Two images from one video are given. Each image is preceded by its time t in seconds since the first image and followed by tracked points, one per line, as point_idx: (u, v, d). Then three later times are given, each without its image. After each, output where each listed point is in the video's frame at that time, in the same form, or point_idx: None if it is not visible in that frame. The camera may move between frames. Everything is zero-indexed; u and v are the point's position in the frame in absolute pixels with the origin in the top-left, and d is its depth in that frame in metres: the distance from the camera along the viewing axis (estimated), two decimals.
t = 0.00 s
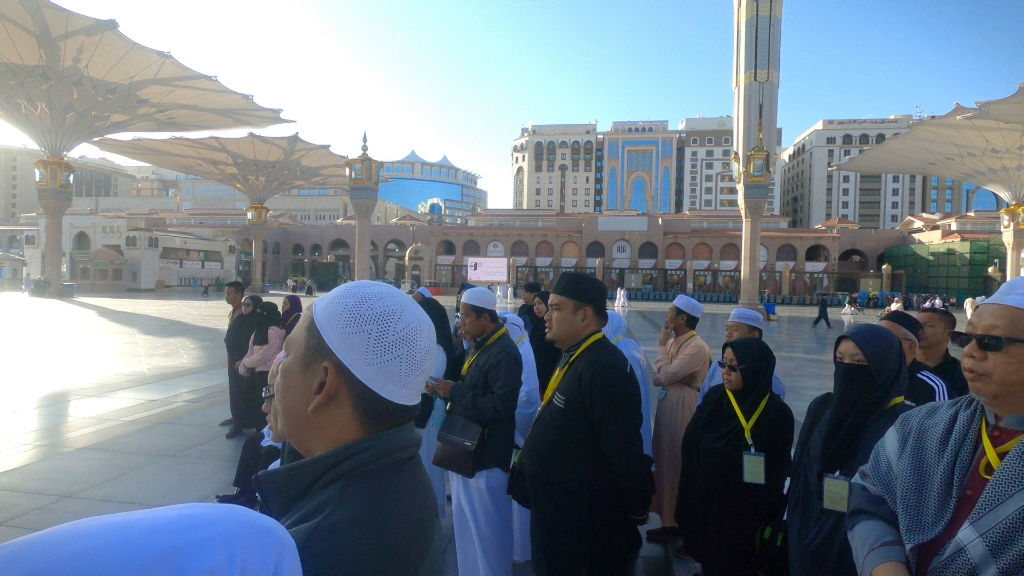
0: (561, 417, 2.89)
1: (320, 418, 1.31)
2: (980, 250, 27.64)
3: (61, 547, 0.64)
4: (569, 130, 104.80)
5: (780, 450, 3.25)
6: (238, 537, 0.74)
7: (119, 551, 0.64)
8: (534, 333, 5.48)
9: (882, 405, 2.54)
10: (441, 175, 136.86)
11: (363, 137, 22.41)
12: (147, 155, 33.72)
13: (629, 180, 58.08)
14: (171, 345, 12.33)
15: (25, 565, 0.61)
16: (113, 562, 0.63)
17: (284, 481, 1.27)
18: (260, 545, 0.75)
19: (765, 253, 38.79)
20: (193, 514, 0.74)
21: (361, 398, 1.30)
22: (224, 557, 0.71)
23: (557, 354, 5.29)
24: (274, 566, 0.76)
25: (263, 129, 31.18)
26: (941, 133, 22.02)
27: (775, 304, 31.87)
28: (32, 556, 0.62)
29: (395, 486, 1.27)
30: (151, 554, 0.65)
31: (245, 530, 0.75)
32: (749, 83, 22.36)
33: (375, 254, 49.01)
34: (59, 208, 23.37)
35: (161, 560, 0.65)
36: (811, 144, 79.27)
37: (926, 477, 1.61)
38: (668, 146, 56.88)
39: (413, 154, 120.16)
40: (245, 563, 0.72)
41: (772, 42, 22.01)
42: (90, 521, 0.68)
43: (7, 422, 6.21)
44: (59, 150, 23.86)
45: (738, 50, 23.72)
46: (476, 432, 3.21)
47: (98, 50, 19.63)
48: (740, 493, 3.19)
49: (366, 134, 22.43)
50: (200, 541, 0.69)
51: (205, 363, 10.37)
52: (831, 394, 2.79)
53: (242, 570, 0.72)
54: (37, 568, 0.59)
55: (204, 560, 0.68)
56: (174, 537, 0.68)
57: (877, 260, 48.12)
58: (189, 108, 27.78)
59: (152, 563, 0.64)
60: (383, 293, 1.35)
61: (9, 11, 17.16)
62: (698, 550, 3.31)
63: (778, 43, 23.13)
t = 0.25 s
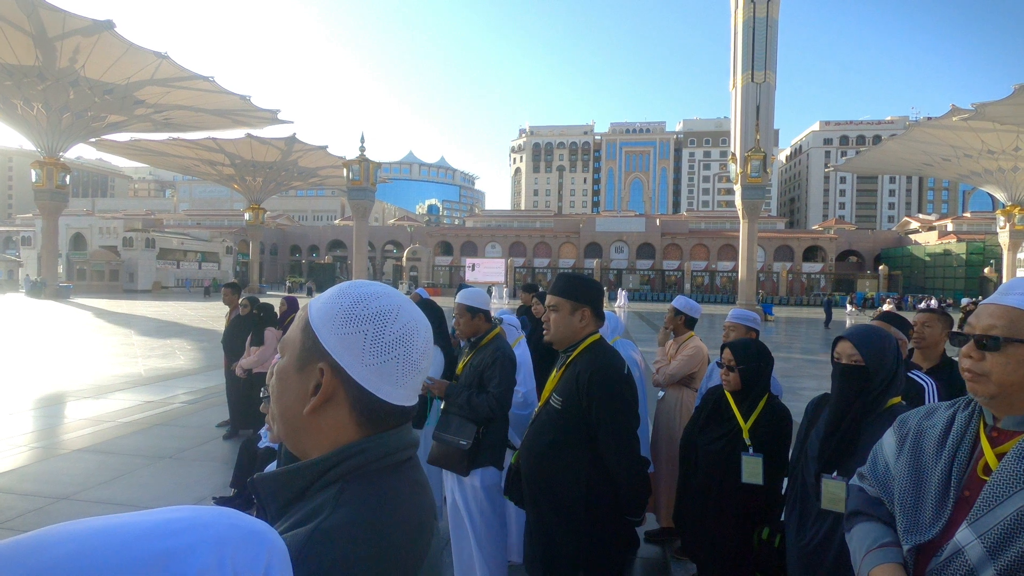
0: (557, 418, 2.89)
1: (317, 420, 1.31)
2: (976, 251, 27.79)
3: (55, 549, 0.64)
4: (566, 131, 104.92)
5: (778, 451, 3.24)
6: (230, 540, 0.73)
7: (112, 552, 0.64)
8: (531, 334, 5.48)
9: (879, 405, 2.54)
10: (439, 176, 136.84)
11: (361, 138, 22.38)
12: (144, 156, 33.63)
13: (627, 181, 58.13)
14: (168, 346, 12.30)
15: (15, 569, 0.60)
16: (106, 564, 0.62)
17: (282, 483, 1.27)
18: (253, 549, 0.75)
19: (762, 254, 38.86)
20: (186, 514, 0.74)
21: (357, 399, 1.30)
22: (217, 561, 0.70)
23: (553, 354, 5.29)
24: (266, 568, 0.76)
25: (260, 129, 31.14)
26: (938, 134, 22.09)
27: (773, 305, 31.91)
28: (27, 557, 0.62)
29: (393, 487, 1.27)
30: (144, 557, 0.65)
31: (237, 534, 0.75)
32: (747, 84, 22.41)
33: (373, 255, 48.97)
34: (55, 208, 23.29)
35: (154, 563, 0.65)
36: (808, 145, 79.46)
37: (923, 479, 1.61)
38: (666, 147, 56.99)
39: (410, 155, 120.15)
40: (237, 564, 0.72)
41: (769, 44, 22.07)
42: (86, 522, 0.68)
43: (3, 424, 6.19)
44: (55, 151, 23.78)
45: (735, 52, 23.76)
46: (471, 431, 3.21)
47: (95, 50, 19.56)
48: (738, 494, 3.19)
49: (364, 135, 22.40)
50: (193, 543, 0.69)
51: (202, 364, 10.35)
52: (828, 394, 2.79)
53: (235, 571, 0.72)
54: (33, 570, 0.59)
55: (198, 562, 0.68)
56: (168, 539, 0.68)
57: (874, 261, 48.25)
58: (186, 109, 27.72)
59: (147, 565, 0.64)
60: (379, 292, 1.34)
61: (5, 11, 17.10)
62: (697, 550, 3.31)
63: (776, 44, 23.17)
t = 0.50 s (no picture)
0: (555, 419, 2.90)
1: (318, 424, 1.31)
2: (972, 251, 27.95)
3: (53, 546, 0.63)
4: (564, 132, 104.97)
5: (775, 451, 3.25)
6: (236, 539, 0.74)
7: (113, 549, 0.64)
8: (529, 336, 5.49)
9: (875, 404, 2.55)
10: (437, 177, 136.77)
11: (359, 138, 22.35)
12: (141, 156, 33.56)
13: (624, 182, 58.18)
14: (165, 348, 12.26)
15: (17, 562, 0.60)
16: (106, 561, 0.62)
17: (282, 487, 1.27)
18: (258, 550, 0.76)
19: (759, 254, 38.93)
20: (191, 516, 0.74)
21: (358, 402, 1.30)
22: (221, 560, 0.70)
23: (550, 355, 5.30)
24: (270, 570, 0.76)
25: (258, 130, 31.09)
26: (934, 135, 22.15)
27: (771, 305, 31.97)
28: (26, 552, 0.62)
29: (395, 491, 1.26)
30: (149, 558, 0.65)
31: (242, 536, 0.75)
32: (744, 85, 22.45)
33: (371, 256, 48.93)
34: (52, 209, 23.21)
35: (159, 560, 0.65)
36: (805, 146, 79.64)
37: (920, 479, 1.62)
38: (663, 148, 57.07)
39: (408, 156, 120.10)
40: (242, 564, 0.73)
41: (766, 45, 22.11)
42: (93, 515, 0.70)
43: None
44: (51, 151, 23.71)
45: (733, 52, 23.80)
46: (467, 431, 3.22)
47: (91, 51, 19.49)
48: (735, 494, 3.19)
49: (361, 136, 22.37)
50: (199, 540, 0.70)
51: (199, 365, 10.32)
52: (825, 395, 2.80)
53: (240, 574, 0.72)
54: (32, 572, 0.59)
55: (203, 561, 0.69)
56: (174, 541, 0.68)
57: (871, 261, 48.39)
58: (183, 110, 27.67)
59: (149, 565, 0.64)
60: (380, 295, 1.34)
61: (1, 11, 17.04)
62: (694, 551, 3.31)
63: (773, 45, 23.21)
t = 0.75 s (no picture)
0: (554, 421, 2.89)
1: (322, 424, 1.31)
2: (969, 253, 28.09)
3: (71, 543, 0.64)
4: (562, 134, 105.08)
5: (773, 452, 3.26)
6: (252, 539, 0.75)
7: (129, 549, 0.65)
8: (528, 337, 5.49)
9: (873, 405, 2.56)
10: (435, 178, 136.76)
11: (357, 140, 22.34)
12: (138, 158, 33.53)
13: (623, 184, 58.23)
14: (163, 350, 12.23)
15: (38, 561, 0.61)
16: (122, 560, 0.63)
17: (285, 488, 1.27)
18: (274, 550, 0.76)
19: (757, 256, 38.98)
20: (205, 516, 0.74)
21: (363, 405, 1.30)
22: (237, 561, 0.71)
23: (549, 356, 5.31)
24: (285, 570, 0.77)
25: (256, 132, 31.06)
26: (932, 137, 22.19)
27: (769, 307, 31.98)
28: (43, 549, 0.63)
29: (399, 492, 1.27)
30: (163, 560, 0.65)
31: (257, 535, 0.76)
32: (742, 87, 22.48)
33: (369, 257, 48.89)
34: (49, 211, 23.17)
35: (177, 558, 0.67)
36: (803, 148, 79.78)
37: (921, 479, 1.62)
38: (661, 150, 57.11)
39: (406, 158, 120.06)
40: (259, 563, 0.74)
41: (764, 47, 22.15)
42: (106, 513, 0.71)
43: None
44: (49, 153, 23.69)
45: (730, 54, 23.85)
46: (465, 431, 3.23)
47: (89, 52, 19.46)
48: (733, 495, 3.20)
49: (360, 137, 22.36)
50: (216, 538, 0.71)
51: (197, 367, 10.30)
52: (823, 396, 2.80)
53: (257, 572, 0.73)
54: (49, 568, 0.60)
55: (220, 560, 0.69)
56: (189, 542, 0.69)
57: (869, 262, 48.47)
58: (181, 111, 27.65)
59: (166, 564, 0.65)
60: (385, 297, 1.34)
61: None
62: (694, 552, 3.31)
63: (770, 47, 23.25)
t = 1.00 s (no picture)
0: (552, 422, 2.89)
1: (324, 424, 1.31)
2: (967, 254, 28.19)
3: (75, 541, 0.64)
4: (561, 135, 105.11)
5: (773, 452, 3.26)
6: (256, 539, 0.75)
7: (132, 547, 0.65)
8: (526, 337, 5.49)
9: (872, 405, 2.56)
10: (434, 180, 136.77)
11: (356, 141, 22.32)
12: (137, 160, 33.48)
13: (621, 185, 58.27)
14: (161, 352, 12.20)
15: (40, 560, 0.61)
16: (127, 559, 0.64)
17: (286, 488, 1.27)
18: (279, 550, 0.76)
19: (756, 257, 39.02)
20: (210, 514, 0.75)
21: (367, 406, 1.29)
22: (245, 558, 0.72)
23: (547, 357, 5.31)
24: (289, 568, 0.77)
25: (254, 133, 31.03)
26: (930, 139, 22.23)
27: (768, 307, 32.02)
28: (45, 549, 0.63)
29: (402, 491, 1.27)
30: (167, 559, 0.66)
31: (263, 533, 0.76)
32: (740, 88, 22.44)
33: (368, 259, 48.86)
34: (47, 212, 23.13)
35: (182, 557, 0.67)
36: (801, 149, 79.89)
37: (920, 480, 1.62)
38: (660, 151, 57.24)
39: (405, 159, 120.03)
40: (262, 564, 0.73)
41: (762, 48, 22.16)
42: (112, 511, 0.71)
43: None
44: (48, 155, 23.65)
45: (728, 56, 23.87)
46: (463, 430, 3.23)
47: (87, 54, 19.44)
48: (731, 496, 3.20)
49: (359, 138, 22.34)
50: (221, 539, 0.71)
51: (195, 369, 10.27)
52: (822, 397, 2.80)
53: (261, 571, 0.73)
54: (46, 566, 0.60)
55: (223, 561, 0.69)
56: (198, 536, 0.70)
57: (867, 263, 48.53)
58: (179, 113, 27.62)
59: (174, 561, 0.66)
60: (389, 297, 1.34)
61: None
62: (692, 552, 3.31)
63: (768, 48, 23.29)
